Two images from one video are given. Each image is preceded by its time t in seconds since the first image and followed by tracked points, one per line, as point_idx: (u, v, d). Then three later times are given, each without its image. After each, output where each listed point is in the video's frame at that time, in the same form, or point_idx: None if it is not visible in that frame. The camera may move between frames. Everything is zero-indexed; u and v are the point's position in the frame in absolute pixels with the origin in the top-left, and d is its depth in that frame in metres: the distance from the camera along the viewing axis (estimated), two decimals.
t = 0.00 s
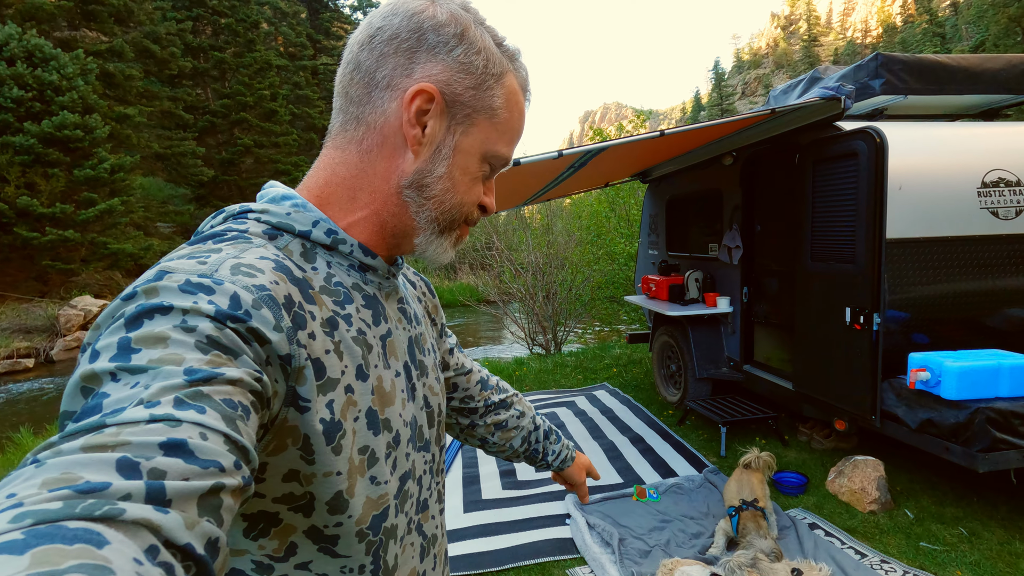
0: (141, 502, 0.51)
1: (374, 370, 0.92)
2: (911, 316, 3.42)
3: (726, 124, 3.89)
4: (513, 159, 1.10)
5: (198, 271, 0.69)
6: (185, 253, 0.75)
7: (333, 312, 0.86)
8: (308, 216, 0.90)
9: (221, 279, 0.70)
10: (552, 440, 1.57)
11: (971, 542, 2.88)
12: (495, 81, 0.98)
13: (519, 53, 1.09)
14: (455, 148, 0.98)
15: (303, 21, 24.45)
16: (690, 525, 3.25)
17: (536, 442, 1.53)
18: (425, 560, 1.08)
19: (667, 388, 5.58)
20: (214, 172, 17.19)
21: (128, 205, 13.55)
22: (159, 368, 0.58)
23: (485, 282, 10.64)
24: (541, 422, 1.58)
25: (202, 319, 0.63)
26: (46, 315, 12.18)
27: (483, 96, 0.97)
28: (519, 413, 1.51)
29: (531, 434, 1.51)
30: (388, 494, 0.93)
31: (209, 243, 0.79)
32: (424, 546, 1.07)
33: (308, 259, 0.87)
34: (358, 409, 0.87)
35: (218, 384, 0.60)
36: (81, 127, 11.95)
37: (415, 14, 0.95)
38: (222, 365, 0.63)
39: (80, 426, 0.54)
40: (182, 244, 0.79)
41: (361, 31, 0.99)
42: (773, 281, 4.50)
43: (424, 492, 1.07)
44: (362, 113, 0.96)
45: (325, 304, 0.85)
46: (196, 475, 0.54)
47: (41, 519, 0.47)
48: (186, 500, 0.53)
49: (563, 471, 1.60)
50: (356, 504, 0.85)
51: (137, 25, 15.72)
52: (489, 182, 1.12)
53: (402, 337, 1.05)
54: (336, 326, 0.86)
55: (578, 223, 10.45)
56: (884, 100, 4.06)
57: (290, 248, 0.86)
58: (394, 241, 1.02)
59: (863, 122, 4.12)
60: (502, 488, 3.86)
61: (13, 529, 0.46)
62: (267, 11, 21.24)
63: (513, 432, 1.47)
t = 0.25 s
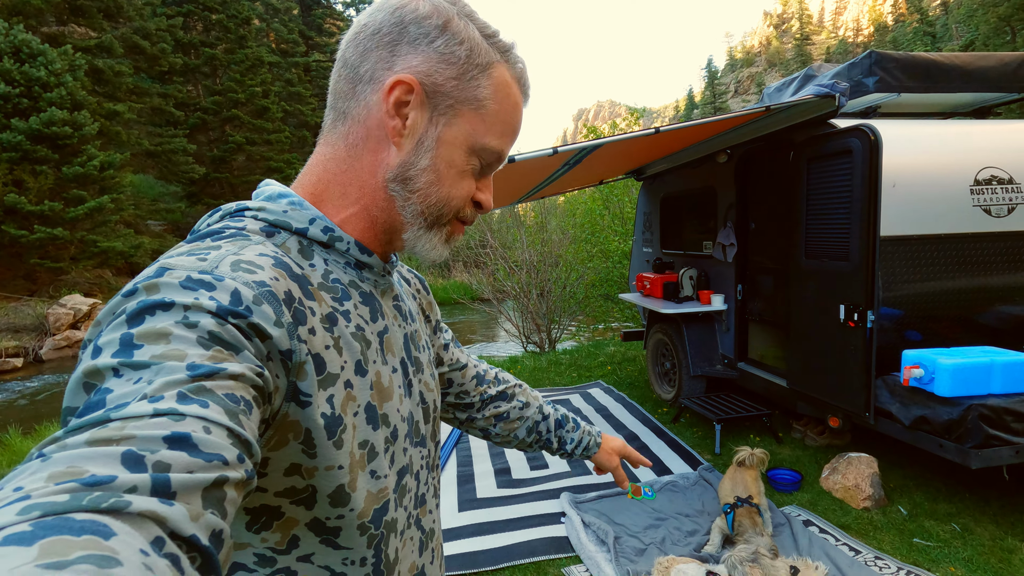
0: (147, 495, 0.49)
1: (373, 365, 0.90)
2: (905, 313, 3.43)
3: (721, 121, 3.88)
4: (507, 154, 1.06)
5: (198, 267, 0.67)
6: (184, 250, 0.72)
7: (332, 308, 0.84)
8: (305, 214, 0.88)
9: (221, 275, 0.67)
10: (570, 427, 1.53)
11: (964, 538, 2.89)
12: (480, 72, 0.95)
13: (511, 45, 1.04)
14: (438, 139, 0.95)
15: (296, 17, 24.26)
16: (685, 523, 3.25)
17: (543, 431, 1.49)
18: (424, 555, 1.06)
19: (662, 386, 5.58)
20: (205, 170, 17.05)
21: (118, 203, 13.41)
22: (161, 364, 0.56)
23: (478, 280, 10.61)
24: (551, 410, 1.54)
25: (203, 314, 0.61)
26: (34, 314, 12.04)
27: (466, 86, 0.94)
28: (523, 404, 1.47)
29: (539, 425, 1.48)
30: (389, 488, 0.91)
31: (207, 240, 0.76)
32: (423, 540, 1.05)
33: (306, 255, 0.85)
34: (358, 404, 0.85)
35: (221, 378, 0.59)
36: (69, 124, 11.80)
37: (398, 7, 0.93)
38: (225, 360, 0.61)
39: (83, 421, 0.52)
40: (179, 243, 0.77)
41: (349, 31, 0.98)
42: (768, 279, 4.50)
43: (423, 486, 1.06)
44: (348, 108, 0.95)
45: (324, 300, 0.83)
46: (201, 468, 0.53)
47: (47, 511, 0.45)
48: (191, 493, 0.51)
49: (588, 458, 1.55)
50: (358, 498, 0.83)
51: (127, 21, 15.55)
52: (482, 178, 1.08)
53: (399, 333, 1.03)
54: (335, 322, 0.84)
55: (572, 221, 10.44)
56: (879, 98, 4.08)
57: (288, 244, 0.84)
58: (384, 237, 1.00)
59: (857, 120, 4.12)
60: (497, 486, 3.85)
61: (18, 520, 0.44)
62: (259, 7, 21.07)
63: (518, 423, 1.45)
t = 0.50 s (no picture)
0: (138, 509, 0.49)
1: (362, 379, 0.88)
2: (900, 314, 3.44)
3: (717, 121, 3.88)
4: (442, 104, 0.93)
5: (187, 280, 0.66)
6: (173, 263, 0.71)
7: (321, 319, 0.83)
8: (293, 224, 0.87)
9: (210, 288, 0.66)
10: (571, 442, 1.52)
11: (958, 538, 2.90)
12: (380, 25, 0.91)
13: None
14: (348, 108, 0.92)
15: (290, 14, 24.12)
16: (681, 523, 3.26)
17: (546, 445, 1.48)
18: (412, 568, 1.05)
19: (657, 385, 5.59)
20: (199, 168, 16.94)
21: (110, 201, 13.30)
22: (150, 378, 0.56)
23: (474, 278, 10.58)
24: (554, 424, 1.53)
25: (192, 328, 0.60)
26: (27, 313, 11.94)
27: (365, 46, 0.91)
28: (527, 416, 1.47)
29: (543, 438, 1.47)
30: (376, 502, 0.89)
31: (196, 252, 0.75)
32: (411, 554, 1.05)
33: (295, 266, 0.84)
34: (347, 418, 0.83)
35: (211, 392, 0.58)
36: (61, 121, 11.69)
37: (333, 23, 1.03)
38: (215, 373, 0.61)
39: (72, 435, 0.52)
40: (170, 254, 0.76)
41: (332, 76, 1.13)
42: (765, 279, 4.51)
43: (411, 499, 1.05)
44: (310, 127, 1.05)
45: (313, 312, 0.82)
46: (193, 481, 0.52)
47: (35, 528, 0.45)
48: (182, 506, 0.51)
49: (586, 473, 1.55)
50: (345, 513, 0.82)
51: (119, 17, 15.39)
52: (430, 143, 0.95)
53: (390, 345, 1.01)
54: (325, 335, 0.82)
55: (568, 220, 10.43)
56: (875, 99, 4.11)
57: (277, 256, 0.83)
58: (336, 231, 0.97)
59: (852, 119, 4.13)
60: (493, 487, 3.84)
61: (7, 538, 0.44)
62: (253, 4, 20.93)
63: (521, 435, 1.44)
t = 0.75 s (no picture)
0: (147, 509, 0.50)
1: (370, 381, 0.90)
2: (902, 313, 3.45)
3: (719, 121, 3.89)
4: (445, 110, 0.94)
5: (197, 283, 0.67)
6: (183, 266, 0.72)
7: (329, 321, 0.84)
8: (301, 227, 0.88)
9: (220, 290, 0.67)
10: (570, 450, 1.56)
11: (960, 536, 2.92)
12: (383, 30, 0.92)
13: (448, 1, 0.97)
14: (352, 115, 0.94)
15: (291, 13, 24.13)
16: (684, 522, 3.27)
17: (545, 452, 1.51)
18: (419, 568, 1.07)
19: (659, 384, 5.60)
20: (201, 166, 16.95)
21: (112, 200, 13.32)
22: (160, 379, 0.57)
23: (476, 277, 10.60)
24: (553, 432, 1.57)
25: (202, 330, 0.62)
26: (29, 312, 11.96)
27: (368, 52, 0.92)
28: (526, 423, 1.51)
29: (542, 445, 1.51)
30: (383, 504, 0.91)
31: (206, 255, 0.77)
32: (418, 555, 1.06)
33: (303, 269, 0.85)
34: (354, 420, 0.85)
35: (220, 393, 0.60)
36: (63, 120, 11.70)
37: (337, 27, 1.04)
38: (225, 373, 0.63)
39: (83, 436, 0.53)
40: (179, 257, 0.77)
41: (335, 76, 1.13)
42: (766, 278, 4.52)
43: (417, 501, 1.06)
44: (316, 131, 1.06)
45: (321, 314, 0.83)
46: (202, 482, 0.54)
47: (47, 527, 0.46)
48: (191, 506, 0.52)
49: (587, 482, 1.58)
50: (353, 514, 0.83)
51: (120, 16, 15.36)
52: (433, 150, 0.97)
53: (396, 347, 1.03)
54: (333, 337, 0.84)
55: (569, 219, 10.44)
56: (876, 97, 4.08)
57: (285, 258, 0.84)
58: (342, 237, 0.99)
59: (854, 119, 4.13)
60: (496, 485, 3.86)
61: (19, 537, 0.45)
62: (254, 3, 20.93)
63: (520, 442, 1.48)
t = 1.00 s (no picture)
0: (140, 506, 0.50)
1: (369, 376, 0.90)
2: (905, 313, 3.44)
3: (722, 120, 3.88)
4: (452, 106, 0.94)
5: (195, 277, 0.67)
6: (182, 260, 0.73)
7: (329, 316, 0.85)
8: (302, 222, 0.89)
9: (218, 284, 0.68)
10: (571, 449, 1.56)
11: (964, 536, 2.91)
12: (389, 26, 0.93)
13: None
14: (358, 110, 0.94)
15: (294, 14, 24.22)
16: (687, 521, 3.27)
17: (546, 450, 1.52)
18: (419, 566, 1.07)
19: (662, 383, 5.60)
20: (204, 166, 16.99)
21: (116, 200, 13.37)
22: (156, 374, 0.57)
23: (478, 277, 10.62)
24: (554, 430, 1.57)
25: (199, 324, 0.62)
26: (33, 311, 12.01)
27: (374, 47, 0.93)
28: (527, 421, 1.51)
29: (542, 443, 1.51)
30: (383, 500, 0.91)
31: (206, 249, 0.77)
32: (418, 552, 1.06)
33: (303, 263, 0.86)
34: (354, 415, 0.85)
35: (217, 388, 0.60)
36: (67, 120, 11.74)
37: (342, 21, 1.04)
38: (221, 369, 0.62)
39: (77, 432, 0.53)
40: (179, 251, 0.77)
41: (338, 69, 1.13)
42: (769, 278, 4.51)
43: (419, 498, 1.06)
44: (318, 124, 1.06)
45: (321, 309, 0.84)
46: (196, 479, 0.53)
47: (37, 524, 0.46)
48: (185, 505, 0.52)
49: (587, 480, 1.59)
50: (353, 511, 0.84)
51: (125, 17, 15.39)
52: (438, 145, 0.97)
53: (397, 343, 1.03)
54: (332, 332, 0.84)
55: (572, 219, 10.45)
56: (879, 97, 4.06)
57: (285, 252, 0.85)
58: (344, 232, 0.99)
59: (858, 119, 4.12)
60: (499, 484, 3.87)
61: (9, 535, 0.45)
62: (257, 3, 20.98)
63: (521, 440, 1.48)
